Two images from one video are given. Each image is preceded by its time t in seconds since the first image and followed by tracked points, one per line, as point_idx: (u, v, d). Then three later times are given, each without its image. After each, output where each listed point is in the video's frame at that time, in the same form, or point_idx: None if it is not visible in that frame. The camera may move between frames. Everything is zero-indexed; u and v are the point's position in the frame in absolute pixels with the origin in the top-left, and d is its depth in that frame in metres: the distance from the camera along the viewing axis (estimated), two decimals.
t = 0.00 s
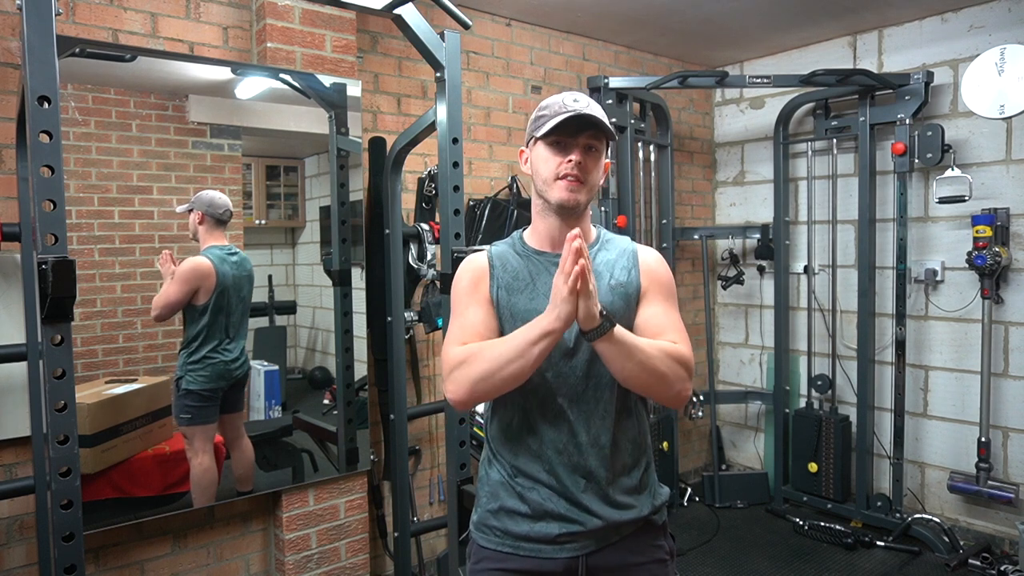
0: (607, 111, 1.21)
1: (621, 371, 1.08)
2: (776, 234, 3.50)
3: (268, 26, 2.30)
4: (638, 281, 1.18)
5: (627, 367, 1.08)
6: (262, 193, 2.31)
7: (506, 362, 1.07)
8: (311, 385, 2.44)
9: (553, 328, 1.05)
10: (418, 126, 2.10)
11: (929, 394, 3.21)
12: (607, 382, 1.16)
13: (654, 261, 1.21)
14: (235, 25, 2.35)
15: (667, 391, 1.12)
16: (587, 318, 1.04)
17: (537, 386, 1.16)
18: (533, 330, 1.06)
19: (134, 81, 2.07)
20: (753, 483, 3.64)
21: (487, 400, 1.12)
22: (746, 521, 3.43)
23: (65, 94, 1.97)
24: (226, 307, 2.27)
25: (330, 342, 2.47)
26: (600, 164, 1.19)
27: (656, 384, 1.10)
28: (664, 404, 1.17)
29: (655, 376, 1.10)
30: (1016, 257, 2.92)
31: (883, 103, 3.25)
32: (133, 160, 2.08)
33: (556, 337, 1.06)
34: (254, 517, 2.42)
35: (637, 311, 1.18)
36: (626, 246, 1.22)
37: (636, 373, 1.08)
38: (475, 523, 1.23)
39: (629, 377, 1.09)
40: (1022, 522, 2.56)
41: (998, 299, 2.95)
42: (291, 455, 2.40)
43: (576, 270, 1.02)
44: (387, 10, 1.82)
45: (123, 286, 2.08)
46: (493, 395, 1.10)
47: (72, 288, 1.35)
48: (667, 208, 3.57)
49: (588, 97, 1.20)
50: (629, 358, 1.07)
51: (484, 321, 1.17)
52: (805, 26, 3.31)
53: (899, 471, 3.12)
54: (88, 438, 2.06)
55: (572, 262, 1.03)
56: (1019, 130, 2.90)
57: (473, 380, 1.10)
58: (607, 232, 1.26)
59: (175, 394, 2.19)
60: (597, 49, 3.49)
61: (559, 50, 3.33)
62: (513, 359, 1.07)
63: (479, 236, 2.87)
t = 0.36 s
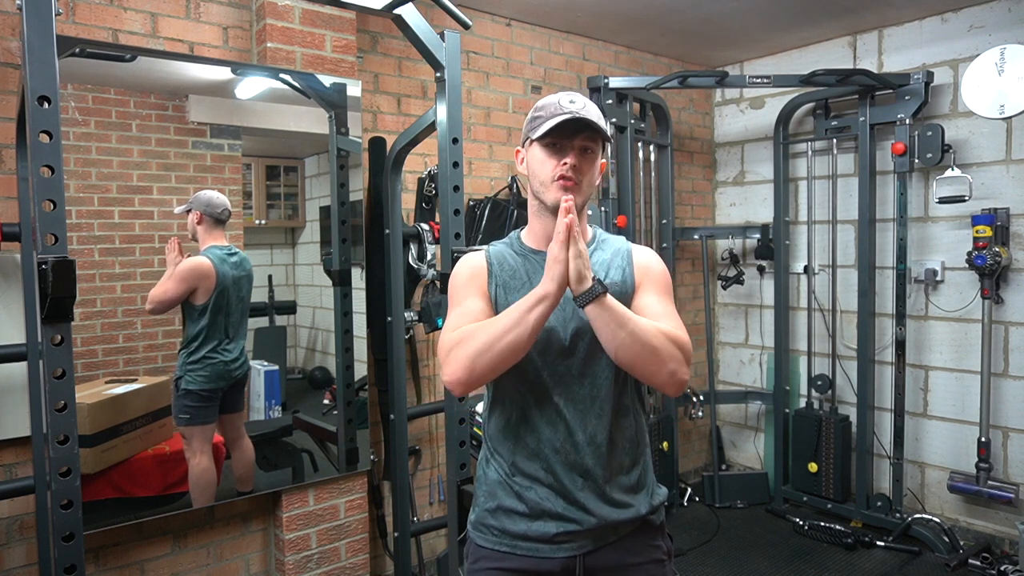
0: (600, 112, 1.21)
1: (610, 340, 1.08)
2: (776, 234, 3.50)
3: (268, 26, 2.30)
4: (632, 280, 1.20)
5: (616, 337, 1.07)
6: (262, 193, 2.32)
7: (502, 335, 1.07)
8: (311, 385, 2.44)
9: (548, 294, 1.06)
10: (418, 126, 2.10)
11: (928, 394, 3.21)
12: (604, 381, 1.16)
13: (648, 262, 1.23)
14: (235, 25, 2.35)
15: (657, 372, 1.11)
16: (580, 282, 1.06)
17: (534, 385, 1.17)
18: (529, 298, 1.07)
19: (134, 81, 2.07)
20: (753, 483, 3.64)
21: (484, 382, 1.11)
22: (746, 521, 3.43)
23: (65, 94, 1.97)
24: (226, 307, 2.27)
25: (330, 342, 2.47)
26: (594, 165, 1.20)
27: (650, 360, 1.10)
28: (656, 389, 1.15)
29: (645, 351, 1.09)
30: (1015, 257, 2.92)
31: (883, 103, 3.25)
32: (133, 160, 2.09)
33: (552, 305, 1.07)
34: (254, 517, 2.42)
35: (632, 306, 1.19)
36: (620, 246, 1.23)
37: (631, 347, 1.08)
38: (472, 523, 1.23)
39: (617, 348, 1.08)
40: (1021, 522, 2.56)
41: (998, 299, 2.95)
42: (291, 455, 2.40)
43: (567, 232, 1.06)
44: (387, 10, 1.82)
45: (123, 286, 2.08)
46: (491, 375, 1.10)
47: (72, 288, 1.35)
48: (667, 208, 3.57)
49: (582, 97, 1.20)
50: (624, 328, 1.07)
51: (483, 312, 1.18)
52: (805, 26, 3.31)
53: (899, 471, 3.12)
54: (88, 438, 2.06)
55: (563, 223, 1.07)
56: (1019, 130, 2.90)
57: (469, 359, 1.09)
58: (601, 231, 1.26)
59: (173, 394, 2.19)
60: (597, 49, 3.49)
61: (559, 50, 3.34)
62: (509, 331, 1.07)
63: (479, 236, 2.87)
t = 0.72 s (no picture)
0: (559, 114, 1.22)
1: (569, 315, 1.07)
2: (776, 234, 3.49)
3: (268, 26, 2.30)
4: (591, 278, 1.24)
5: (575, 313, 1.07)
6: (262, 193, 2.31)
7: (461, 327, 1.05)
8: (311, 385, 2.44)
9: (508, 291, 1.02)
10: (418, 126, 2.10)
11: (928, 394, 3.21)
12: (570, 376, 1.17)
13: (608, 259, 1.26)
14: (235, 25, 2.35)
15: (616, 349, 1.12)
16: (543, 279, 1.01)
17: (500, 384, 1.17)
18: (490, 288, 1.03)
19: (134, 81, 2.07)
20: (753, 483, 3.64)
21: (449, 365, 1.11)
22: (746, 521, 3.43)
23: (65, 94, 1.97)
24: (214, 308, 2.25)
25: (330, 342, 2.47)
26: (555, 165, 1.22)
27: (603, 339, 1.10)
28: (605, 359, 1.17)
29: (605, 329, 1.09)
30: (1016, 257, 2.92)
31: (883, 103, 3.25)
32: (133, 160, 2.09)
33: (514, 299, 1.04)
34: (254, 517, 2.42)
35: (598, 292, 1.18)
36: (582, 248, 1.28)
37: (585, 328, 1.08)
38: (441, 527, 1.21)
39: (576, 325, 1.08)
40: (1022, 522, 2.56)
41: (998, 299, 2.95)
42: (291, 455, 2.40)
43: (531, 229, 0.99)
44: (387, 10, 1.82)
45: (123, 287, 2.08)
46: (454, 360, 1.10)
47: (72, 288, 1.35)
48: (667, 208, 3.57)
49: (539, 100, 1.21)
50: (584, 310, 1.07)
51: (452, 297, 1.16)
52: (805, 26, 3.31)
53: (899, 471, 3.12)
54: (88, 438, 2.07)
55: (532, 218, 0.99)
56: (1019, 130, 2.90)
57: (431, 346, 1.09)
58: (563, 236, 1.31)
59: (162, 397, 2.18)
60: (597, 49, 3.49)
61: (559, 50, 3.34)
62: (468, 323, 1.05)
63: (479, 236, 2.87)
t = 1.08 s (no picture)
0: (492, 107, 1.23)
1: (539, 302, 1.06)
2: (776, 234, 3.49)
3: (268, 26, 2.30)
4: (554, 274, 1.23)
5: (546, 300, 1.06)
6: (262, 193, 2.31)
7: (428, 326, 1.05)
8: (311, 385, 2.44)
9: (472, 288, 1.02)
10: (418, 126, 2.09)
11: (929, 394, 3.21)
12: (536, 373, 1.17)
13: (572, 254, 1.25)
14: (235, 25, 2.35)
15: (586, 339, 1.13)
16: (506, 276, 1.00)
17: (466, 385, 1.16)
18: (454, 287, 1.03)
19: (134, 81, 2.07)
20: (753, 483, 3.64)
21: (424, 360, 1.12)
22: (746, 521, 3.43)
23: (65, 94, 1.97)
24: (202, 309, 2.23)
25: (330, 342, 2.47)
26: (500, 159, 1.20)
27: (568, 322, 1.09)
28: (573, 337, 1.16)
29: (571, 317, 1.08)
30: (1015, 257, 2.92)
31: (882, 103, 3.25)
32: (133, 160, 2.08)
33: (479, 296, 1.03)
34: (254, 517, 2.42)
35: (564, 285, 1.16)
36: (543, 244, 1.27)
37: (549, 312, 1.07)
38: (414, 531, 1.22)
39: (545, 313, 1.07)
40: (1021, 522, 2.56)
41: (998, 299, 2.95)
42: (291, 455, 2.40)
43: (488, 234, 0.96)
44: (387, 10, 1.82)
45: (121, 287, 2.07)
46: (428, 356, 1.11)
47: (72, 288, 1.35)
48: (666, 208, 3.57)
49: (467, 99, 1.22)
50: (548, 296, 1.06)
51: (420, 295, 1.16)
52: (805, 26, 3.31)
53: (899, 471, 3.12)
54: (88, 438, 2.06)
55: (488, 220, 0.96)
56: (1019, 130, 2.90)
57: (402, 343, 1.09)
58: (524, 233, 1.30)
59: (155, 401, 2.16)
60: (597, 49, 3.49)
61: (559, 50, 3.34)
62: (434, 323, 1.05)
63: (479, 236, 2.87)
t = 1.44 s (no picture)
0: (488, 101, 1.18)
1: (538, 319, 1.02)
2: (776, 234, 3.49)
3: (268, 26, 2.30)
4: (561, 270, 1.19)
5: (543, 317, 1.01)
6: (262, 193, 2.32)
7: (429, 320, 0.99)
8: (311, 384, 2.45)
9: (473, 283, 0.95)
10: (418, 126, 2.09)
11: (929, 394, 3.21)
12: (543, 373, 1.15)
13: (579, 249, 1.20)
14: (235, 25, 2.35)
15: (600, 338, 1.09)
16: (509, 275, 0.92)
17: (472, 386, 1.16)
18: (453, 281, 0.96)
19: (134, 81, 2.07)
20: (753, 483, 3.64)
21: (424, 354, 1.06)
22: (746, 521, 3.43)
23: (65, 94, 1.97)
24: (200, 307, 2.23)
25: (330, 342, 2.47)
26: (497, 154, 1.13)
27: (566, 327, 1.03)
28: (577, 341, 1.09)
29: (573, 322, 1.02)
30: (1016, 257, 2.92)
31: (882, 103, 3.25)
32: (133, 160, 2.08)
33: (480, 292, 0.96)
34: (254, 517, 2.42)
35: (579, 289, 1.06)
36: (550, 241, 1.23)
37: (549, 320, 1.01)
38: (422, 534, 1.22)
39: (546, 329, 1.03)
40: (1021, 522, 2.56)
41: (998, 299, 2.95)
42: (291, 455, 2.40)
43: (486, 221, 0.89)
44: (387, 10, 1.82)
45: (120, 288, 2.07)
46: (428, 349, 1.05)
47: (72, 288, 1.35)
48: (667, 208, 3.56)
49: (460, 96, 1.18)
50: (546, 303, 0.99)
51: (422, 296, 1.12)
52: (805, 26, 3.31)
53: (899, 471, 3.12)
54: (88, 438, 2.06)
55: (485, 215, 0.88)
56: (1019, 130, 2.90)
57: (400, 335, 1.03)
58: (533, 230, 1.26)
59: (155, 401, 2.16)
60: (597, 49, 3.49)
61: (559, 50, 3.34)
62: (435, 316, 0.99)
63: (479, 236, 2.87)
